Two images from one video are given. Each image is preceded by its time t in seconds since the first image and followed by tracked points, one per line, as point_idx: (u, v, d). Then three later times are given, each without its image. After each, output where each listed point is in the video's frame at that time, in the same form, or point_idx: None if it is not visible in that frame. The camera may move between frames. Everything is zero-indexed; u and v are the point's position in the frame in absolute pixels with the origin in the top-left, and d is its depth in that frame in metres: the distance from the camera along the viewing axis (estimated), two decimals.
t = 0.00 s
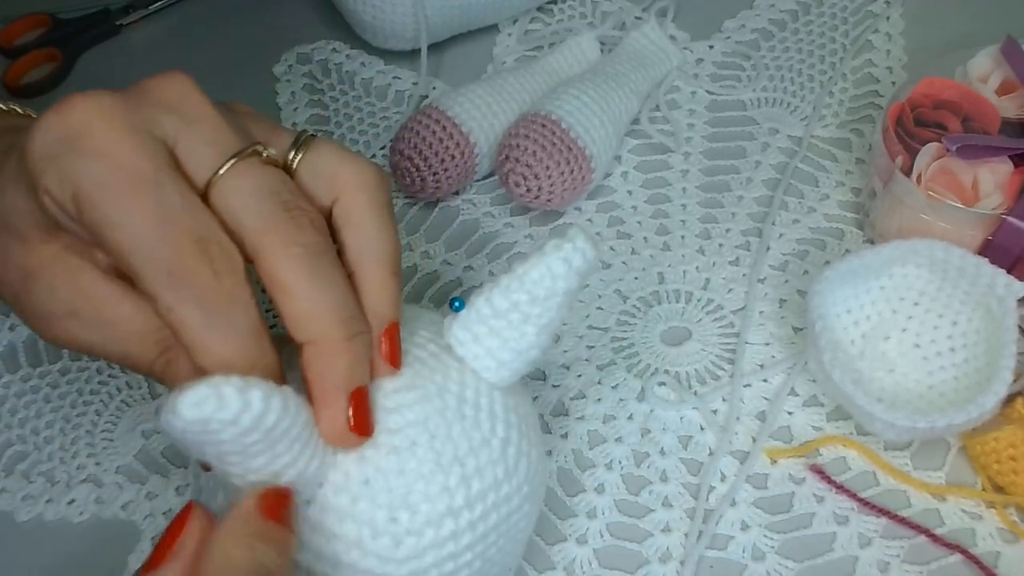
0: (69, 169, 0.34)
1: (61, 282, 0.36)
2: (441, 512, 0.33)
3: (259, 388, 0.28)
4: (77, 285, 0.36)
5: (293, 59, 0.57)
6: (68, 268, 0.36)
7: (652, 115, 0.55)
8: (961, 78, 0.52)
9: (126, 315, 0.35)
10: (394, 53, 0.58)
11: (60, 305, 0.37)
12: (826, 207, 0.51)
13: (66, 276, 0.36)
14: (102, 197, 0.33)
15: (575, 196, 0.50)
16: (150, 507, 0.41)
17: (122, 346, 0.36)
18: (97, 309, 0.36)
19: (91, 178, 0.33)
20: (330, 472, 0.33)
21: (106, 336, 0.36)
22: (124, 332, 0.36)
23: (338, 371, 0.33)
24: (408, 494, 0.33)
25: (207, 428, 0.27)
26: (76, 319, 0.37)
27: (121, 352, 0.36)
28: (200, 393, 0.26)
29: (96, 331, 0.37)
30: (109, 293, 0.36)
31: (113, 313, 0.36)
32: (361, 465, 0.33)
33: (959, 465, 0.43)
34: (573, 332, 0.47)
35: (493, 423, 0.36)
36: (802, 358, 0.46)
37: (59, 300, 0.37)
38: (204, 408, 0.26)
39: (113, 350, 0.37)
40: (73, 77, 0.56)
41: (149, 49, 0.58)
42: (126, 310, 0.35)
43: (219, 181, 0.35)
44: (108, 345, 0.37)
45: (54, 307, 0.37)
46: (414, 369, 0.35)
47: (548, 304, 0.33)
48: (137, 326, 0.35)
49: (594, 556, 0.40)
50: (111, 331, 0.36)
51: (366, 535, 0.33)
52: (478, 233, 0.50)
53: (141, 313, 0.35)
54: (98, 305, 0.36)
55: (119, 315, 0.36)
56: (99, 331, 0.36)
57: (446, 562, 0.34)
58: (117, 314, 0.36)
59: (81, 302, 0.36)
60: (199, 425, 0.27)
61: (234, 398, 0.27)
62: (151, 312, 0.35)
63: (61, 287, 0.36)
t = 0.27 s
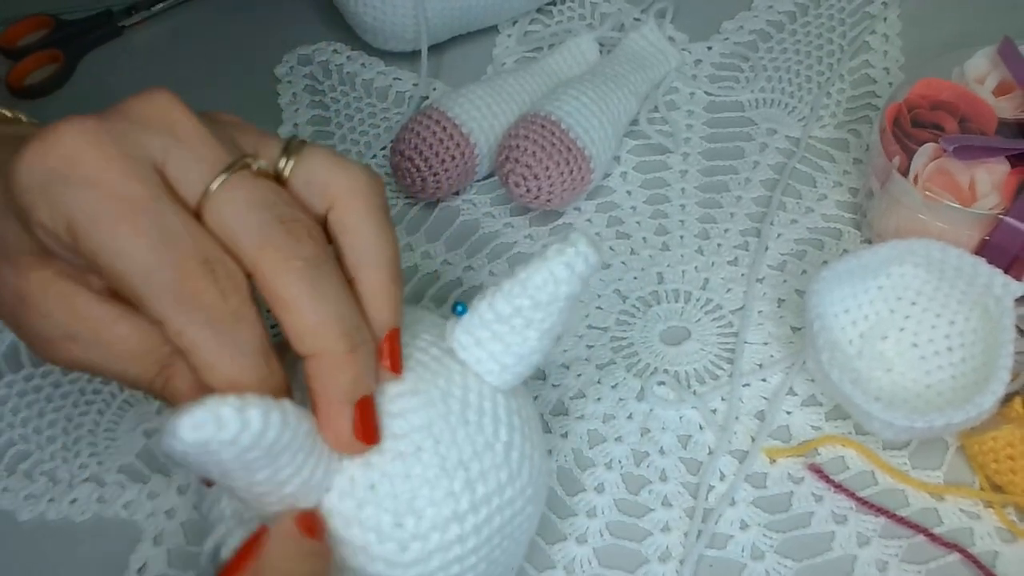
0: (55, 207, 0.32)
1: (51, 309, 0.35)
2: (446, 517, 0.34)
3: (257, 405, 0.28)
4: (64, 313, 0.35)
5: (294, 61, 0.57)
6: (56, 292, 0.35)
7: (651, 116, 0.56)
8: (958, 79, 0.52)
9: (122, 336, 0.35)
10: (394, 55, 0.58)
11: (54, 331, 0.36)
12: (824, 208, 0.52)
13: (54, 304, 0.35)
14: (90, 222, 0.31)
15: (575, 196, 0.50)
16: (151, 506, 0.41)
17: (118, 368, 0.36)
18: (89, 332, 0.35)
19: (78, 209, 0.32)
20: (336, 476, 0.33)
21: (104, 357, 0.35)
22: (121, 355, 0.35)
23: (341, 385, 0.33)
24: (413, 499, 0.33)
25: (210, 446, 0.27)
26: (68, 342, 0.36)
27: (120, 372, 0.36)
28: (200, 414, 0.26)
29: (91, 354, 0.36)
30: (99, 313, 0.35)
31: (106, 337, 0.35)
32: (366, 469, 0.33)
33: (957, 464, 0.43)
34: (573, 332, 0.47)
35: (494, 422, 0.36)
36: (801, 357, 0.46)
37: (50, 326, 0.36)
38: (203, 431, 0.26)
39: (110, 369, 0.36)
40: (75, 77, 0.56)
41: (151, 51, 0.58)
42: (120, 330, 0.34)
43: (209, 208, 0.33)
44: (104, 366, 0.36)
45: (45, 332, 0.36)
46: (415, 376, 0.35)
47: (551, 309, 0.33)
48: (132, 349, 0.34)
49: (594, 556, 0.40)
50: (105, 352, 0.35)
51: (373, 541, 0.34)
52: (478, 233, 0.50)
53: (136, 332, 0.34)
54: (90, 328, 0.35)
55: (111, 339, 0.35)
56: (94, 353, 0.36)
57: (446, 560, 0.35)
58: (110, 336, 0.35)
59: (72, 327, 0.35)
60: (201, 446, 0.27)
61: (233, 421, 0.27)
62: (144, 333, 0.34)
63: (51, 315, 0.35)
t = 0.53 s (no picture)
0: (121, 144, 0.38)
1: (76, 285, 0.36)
2: (432, 536, 0.34)
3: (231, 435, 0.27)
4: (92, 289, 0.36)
5: (293, 60, 0.57)
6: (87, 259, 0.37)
7: (651, 115, 0.55)
8: (959, 79, 0.52)
9: (142, 320, 0.36)
10: (394, 54, 0.58)
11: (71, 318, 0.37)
12: (825, 208, 0.52)
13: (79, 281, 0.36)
14: (174, 155, 0.39)
15: (575, 196, 0.50)
16: (151, 507, 0.41)
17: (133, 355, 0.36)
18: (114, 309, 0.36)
19: (151, 136, 0.38)
20: (318, 492, 0.33)
21: (121, 347, 0.36)
22: (141, 338, 0.36)
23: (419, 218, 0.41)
24: (398, 517, 0.33)
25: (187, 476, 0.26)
26: (88, 326, 0.36)
27: (133, 366, 0.36)
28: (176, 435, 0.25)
29: (110, 341, 0.36)
30: (128, 291, 0.36)
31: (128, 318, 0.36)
32: (352, 487, 0.33)
33: (958, 465, 0.43)
34: (573, 332, 0.47)
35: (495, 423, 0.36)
36: (801, 357, 0.46)
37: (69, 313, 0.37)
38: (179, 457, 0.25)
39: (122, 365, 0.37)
40: (74, 77, 0.56)
41: (151, 50, 0.58)
42: (145, 311, 0.36)
43: (243, 118, 0.39)
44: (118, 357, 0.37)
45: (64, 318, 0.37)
46: (402, 376, 0.34)
47: (547, 323, 0.32)
48: (156, 331, 0.36)
49: (594, 556, 0.40)
50: (125, 337, 0.36)
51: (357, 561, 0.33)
52: (478, 233, 0.50)
53: (161, 312, 0.36)
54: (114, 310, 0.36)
55: (134, 318, 0.36)
56: (115, 339, 0.36)
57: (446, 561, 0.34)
58: (134, 311, 0.36)
59: (95, 310, 0.36)
60: (172, 476, 0.26)
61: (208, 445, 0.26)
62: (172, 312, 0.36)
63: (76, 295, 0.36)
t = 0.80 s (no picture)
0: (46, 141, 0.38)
1: None
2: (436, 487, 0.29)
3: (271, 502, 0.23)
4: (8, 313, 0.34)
5: (294, 61, 0.57)
6: None
7: (651, 116, 0.56)
8: (959, 79, 0.52)
9: (59, 339, 0.34)
10: (394, 54, 0.58)
11: None
12: (825, 208, 0.52)
13: None
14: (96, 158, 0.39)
15: (575, 196, 0.50)
16: (152, 506, 0.41)
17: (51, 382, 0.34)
18: (32, 328, 0.34)
19: (63, 135, 0.38)
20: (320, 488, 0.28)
21: (36, 374, 0.34)
22: (58, 358, 0.34)
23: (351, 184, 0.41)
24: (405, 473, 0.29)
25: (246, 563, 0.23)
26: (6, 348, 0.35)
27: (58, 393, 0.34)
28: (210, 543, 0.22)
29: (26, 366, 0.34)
30: (44, 311, 0.34)
31: (47, 340, 0.34)
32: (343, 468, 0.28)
33: (958, 465, 0.43)
34: (573, 332, 0.47)
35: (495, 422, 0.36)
36: (801, 358, 0.46)
37: None
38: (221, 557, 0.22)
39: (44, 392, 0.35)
40: (74, 77, 0.56)
41: (151, 51, 0.58)
42: (59, 328, 0.34)
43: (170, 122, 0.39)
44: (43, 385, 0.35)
45: None
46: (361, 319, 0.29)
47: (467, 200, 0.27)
48: (76, 355, 0.34)
49: (594, 556, 0.40)
50: (41, 358, 0.34)
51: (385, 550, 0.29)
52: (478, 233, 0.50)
53: (78, 331, 0.34)
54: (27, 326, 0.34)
55: (51, 335, 0.34)
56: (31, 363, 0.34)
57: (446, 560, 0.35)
58: (50, 325, 0.34)
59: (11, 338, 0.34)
60: None
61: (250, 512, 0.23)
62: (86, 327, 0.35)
63: None
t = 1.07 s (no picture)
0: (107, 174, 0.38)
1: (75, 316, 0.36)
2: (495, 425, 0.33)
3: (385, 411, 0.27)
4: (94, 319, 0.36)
5: (294, 60, 0.57)
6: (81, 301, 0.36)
7: (651, 115, 0.56)
8: (959, 79, 0.53)
9: (151, 348, 0.36)
10: (394, 54, 0.58)
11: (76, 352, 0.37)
12: (825, 208, 0.52)
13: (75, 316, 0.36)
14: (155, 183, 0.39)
15: (575, 196, 0.50)
16: (151, 506, 0.41)
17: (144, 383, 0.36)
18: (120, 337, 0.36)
19: (129, 165, 0.38)
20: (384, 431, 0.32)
21: (128, 377, 0.36)
22: (152, 368, 0.36)
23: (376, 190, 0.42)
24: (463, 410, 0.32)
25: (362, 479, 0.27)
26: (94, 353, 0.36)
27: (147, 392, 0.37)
28: (336, 448, 0.26)
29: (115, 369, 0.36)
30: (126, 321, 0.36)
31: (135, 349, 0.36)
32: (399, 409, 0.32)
33: (958, 465, 0.43)
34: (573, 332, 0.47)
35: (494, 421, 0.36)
36: (801, 357, 0.46)
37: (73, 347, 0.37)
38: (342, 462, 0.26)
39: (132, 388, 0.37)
40: (75, 77, 0.56)
41: (151, 51, 0.58)
42: (153, 338, 0.36)
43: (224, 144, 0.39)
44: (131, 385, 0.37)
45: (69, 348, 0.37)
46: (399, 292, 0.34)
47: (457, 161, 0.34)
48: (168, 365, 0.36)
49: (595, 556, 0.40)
50: (141, 367, 0.36)
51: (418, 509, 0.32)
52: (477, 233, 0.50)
53: (170, 340, 0.36)
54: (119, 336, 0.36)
55: (141, 346, 0.36)
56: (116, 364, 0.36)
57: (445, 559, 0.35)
58: (138, 339, 0.36)
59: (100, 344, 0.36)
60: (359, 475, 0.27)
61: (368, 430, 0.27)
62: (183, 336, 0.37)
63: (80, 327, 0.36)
